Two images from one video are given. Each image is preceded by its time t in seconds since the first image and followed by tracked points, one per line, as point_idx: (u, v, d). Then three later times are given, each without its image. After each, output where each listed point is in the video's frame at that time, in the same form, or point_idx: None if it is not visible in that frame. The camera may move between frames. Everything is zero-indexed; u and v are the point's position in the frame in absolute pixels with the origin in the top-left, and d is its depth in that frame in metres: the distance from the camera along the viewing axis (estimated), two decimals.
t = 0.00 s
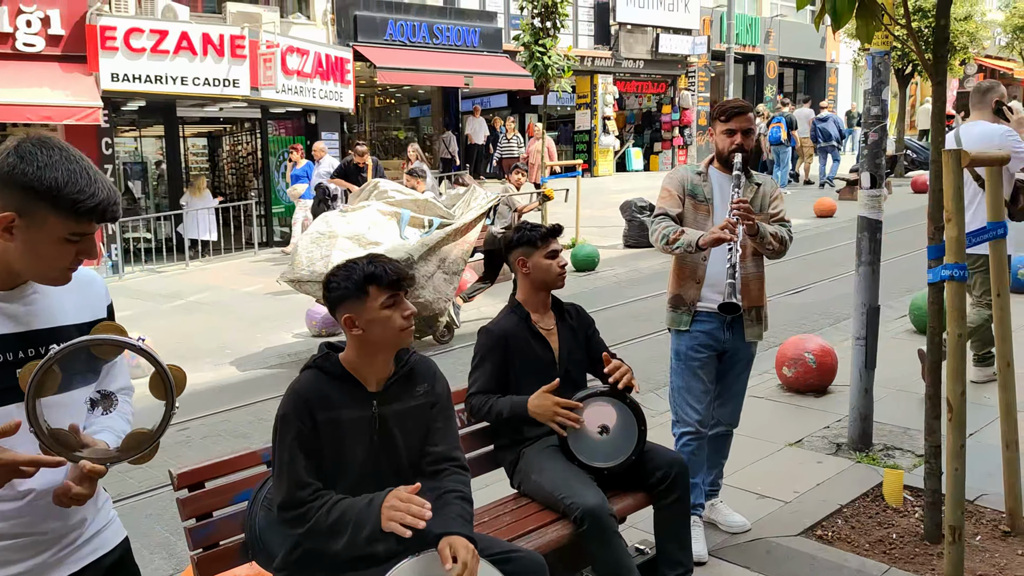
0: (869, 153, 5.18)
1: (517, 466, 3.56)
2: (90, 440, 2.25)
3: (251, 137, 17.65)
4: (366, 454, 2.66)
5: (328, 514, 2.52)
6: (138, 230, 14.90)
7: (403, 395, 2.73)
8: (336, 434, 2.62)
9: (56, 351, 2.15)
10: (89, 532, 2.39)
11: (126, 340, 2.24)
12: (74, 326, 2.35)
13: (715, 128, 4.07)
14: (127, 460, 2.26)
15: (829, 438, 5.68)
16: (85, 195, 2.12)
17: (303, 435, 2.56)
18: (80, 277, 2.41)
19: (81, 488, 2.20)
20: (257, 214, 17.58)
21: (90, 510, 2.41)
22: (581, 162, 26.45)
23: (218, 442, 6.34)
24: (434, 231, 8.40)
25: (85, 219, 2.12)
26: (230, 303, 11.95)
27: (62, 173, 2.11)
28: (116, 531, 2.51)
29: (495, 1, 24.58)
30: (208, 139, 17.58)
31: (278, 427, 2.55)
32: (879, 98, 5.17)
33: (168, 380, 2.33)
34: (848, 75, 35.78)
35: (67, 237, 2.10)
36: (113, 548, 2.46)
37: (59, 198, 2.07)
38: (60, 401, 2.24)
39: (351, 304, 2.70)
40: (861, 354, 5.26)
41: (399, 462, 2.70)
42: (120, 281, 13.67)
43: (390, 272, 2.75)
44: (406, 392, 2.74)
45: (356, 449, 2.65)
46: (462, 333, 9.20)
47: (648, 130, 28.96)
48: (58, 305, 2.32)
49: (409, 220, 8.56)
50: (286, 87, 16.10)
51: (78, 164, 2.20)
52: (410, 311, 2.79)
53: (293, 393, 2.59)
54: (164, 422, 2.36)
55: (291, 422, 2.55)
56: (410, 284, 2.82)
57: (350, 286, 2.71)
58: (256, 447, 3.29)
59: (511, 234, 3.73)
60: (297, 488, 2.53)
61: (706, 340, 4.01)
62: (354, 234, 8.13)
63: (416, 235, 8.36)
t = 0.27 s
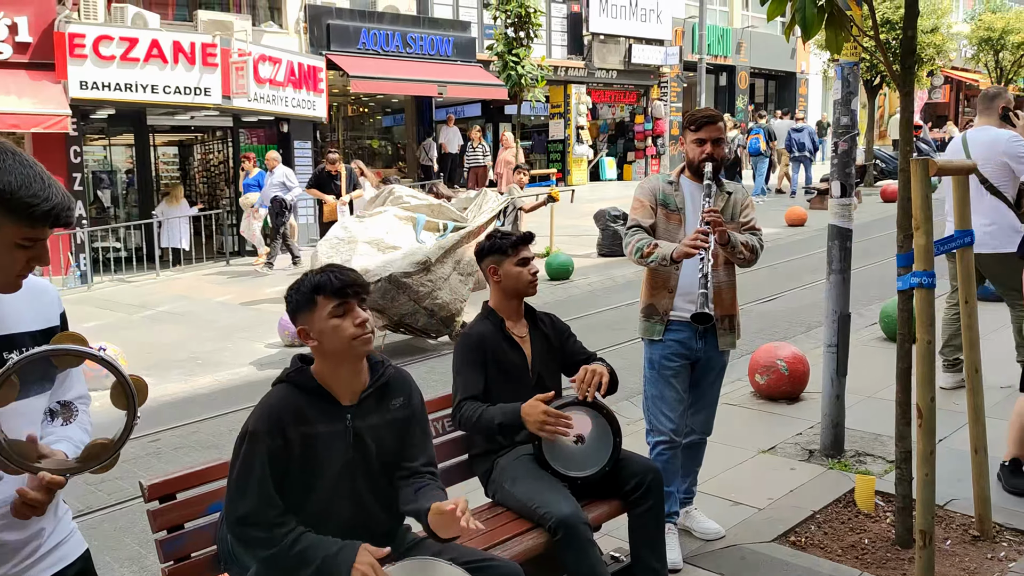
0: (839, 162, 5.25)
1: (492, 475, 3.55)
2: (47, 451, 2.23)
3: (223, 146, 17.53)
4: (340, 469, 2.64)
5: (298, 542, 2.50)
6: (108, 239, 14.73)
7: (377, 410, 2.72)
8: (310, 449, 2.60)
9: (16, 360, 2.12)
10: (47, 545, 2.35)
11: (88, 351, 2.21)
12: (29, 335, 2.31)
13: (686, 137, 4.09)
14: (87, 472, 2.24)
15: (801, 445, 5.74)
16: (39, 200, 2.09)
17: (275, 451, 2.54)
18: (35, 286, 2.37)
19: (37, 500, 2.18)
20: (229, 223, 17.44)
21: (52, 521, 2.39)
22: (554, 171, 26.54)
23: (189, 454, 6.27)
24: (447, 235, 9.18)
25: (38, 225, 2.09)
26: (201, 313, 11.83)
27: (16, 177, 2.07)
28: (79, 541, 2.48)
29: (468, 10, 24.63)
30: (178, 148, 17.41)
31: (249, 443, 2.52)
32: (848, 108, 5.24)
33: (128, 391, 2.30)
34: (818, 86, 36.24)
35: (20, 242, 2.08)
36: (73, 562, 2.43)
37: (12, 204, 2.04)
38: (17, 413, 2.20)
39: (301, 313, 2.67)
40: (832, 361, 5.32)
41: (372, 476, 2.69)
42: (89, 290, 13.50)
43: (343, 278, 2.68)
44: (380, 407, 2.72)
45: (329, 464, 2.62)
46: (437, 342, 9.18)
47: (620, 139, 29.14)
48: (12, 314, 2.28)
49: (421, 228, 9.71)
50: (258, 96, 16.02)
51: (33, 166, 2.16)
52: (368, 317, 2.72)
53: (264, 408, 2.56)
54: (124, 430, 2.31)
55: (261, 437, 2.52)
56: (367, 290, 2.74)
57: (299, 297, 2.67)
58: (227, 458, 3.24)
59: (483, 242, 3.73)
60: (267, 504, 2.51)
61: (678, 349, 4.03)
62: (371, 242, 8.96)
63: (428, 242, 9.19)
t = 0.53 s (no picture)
0: (820, 169, 5.32)
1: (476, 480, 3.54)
2: (26, 453, 2.21)
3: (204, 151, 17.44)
4: (319, 475, 2.61)
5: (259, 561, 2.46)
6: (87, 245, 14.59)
7: (356, 415, 2.69)
8: (287, 457, 2.58)
9: None
10: (26, 551, 2.32)
11: (60, 346, 2.18)
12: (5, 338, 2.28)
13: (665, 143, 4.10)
14: (67, 469, 2.21)
15: (783, 450, 5.76)
16: (17, 209, 2.10)
17: (250, 459, 2.52)
18: (11, 292, 2.34)
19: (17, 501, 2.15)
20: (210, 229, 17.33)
21: (31, 528, 2.36)
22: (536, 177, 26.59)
23: (170, 461, 6.21)
24: (471, 234, 9.08)
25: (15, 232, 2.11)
26: (181, 320, 11.73)
27: None
28: (59, 549, 2.44)
29: (450, 17, 24.64)
30: (158, 154, 17.29)
31: (225, 450, 2.51)
32: (828, 115, 5.28)
33: (106, 385, 2.25)
34: (798, 93, 36.54)
35: None
36: (52, 569, 2.38)
37: None
38: None
39: (268, 333, 2.68)
40: (813, 366, 5.34)
41: (352, 482, 2.66)
42: (68, 297, 13.35)
43: (305, 297, 2.65)
44: (359, 413, 2.70)
45: (308, 471, 2.60)
46: (419, 347, 9.16)
47: (602, 146, 29.24)
48: None
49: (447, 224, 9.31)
50: (239, 101, 15.92)
51: (13, 175, 2.17)
52: (335, 332, 2.68)
53: (240, 417, 2.55)
54: (103, 425, 2.28)
55: (236, 444, 2.51)
56: (333, 304, 2.71)
57: (264, 317, 2.68)
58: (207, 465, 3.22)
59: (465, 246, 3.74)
60: (241, 513, 2.48)
61: (659, 356, 4.04)
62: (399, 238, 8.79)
63: (455, 238, 9.09)
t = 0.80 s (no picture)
0: (810, 172, 5.30)
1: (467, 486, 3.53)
2: (20, 456, 2.19)
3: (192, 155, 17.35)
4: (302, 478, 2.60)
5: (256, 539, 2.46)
6: (76, 250, 14.50)
7: (336, 421, 2.64)
8: (268, 461, 2.56)
9: None
10: (18, 557, 2.30)
11: (55, 350, 2.17)
12: None
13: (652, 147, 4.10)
14: (60, 474, 2.19)
15: (774, 453, 5.76)
16: (11, 216, 2.16)
17: (230, 463, 2.51)
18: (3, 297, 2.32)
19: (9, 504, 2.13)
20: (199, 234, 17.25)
21: (22, 534, 2.33)
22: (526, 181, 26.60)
23: (159, 466, 6.17)
24: (494, 235, 9.22)
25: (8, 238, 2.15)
26: (170, 324, 11.68)
27: None
28: (49, 555, 2.42)
29: (439, 21, 24.63)
30: (147, 158, 17.05)
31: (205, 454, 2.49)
32: (818, 119, 5.30)
33: (101, 391, 2.27)
34: (786, 96, 36.70)
35: None
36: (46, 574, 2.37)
37: None
38: None
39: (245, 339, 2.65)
40: (804, 370, 5.35)
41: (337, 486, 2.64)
42: (57, 301, 13.27)
43: (273, 305, 2.58)
44: (340, 419, 2.65)
45: (290, 475, 2.59)
46: (409, 351, 9.16)
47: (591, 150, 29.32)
48: None
49: (471, 223, 9.58)
50: (228, 105, 15.86)
51: (5, 181, 2.22)
52: (305, 340, 2.61)
53: (219, 422, 2.53)
54: (98, 430, 2.28)
55: (214, 449, 2.49)
56: (303, 311, 2.63)
57: (240, 323, 2.64)
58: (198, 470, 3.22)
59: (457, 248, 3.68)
60: (222, 513, 2.48)
61: (648, 362, 4.03)
62: (427, 234, 8.80)
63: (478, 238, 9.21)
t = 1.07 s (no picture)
0: (807, 175, 5.29)
1: (465, 489, 3.51)
2: (22, 458, 2.20)
3: (187, 158, 17.32)
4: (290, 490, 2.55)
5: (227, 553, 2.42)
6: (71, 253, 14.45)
7: (330, 430, 2.63)
8: (257, 471, 2.52)
9: None
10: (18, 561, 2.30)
11: (62, 351, 2.19)
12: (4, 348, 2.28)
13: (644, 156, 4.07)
14: (63, 476, 2.22)
15: (772, 456, 5.76)
16: (29, 222, 2.14)
17: (216, 471, 2.48)
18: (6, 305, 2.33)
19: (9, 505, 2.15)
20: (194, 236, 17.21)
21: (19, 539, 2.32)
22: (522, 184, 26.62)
23: (154, 469, 6.14)
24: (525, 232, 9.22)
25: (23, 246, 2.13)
26: (166, 327, 11.65)
27: (9, 199, 2.12)
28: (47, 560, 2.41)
29: (435, 23, 24.63)
30: (142, 161, 16.96)
31: (190, 463, 2.47)
32: (816, 121, 5.29)
33: (105, 393, 2.29)
34: (782, 99, 36.77)
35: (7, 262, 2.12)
36: None
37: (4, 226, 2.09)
38: None
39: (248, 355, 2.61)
40: (802, 373, 5.34)
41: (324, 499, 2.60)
42: (52, 304, 13.23)
43: (275, 333, 2.52)
44: (333, 427, 2.64)
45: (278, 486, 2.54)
46: (405, 354, 9.14)
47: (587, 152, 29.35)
48: None
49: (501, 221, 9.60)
50: (223, 108, 15.82)
51: (20, 188, 2.19)
52: (298, 375, 2.52)
53: (207, 431, 2.50)
54: (101, 432, 2.29)
55: (200, 459, 2.47)
56: (305, 349, 2.54)
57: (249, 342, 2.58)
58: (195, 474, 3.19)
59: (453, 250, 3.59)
60: (198, 523, 2.44)
61: (646, 366, 4.02)
62: (461, 229, 8.81)
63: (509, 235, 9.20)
